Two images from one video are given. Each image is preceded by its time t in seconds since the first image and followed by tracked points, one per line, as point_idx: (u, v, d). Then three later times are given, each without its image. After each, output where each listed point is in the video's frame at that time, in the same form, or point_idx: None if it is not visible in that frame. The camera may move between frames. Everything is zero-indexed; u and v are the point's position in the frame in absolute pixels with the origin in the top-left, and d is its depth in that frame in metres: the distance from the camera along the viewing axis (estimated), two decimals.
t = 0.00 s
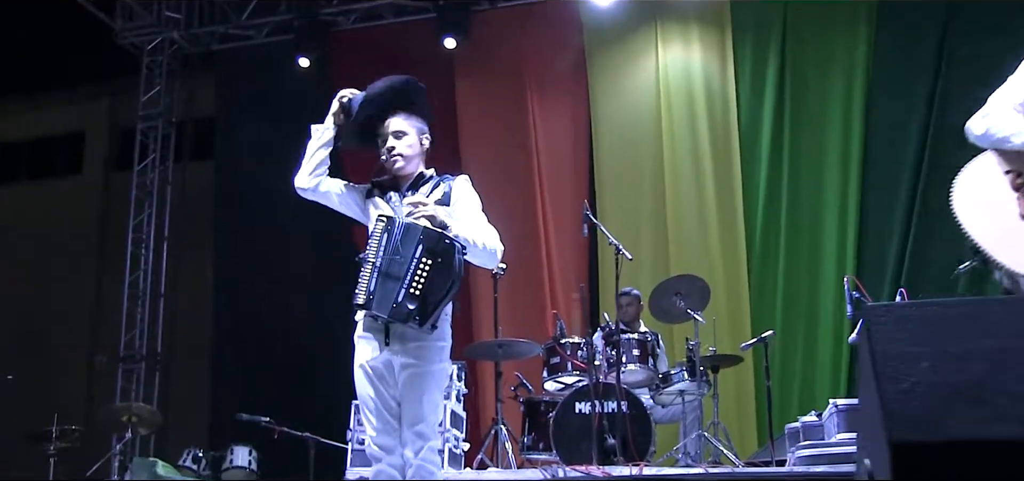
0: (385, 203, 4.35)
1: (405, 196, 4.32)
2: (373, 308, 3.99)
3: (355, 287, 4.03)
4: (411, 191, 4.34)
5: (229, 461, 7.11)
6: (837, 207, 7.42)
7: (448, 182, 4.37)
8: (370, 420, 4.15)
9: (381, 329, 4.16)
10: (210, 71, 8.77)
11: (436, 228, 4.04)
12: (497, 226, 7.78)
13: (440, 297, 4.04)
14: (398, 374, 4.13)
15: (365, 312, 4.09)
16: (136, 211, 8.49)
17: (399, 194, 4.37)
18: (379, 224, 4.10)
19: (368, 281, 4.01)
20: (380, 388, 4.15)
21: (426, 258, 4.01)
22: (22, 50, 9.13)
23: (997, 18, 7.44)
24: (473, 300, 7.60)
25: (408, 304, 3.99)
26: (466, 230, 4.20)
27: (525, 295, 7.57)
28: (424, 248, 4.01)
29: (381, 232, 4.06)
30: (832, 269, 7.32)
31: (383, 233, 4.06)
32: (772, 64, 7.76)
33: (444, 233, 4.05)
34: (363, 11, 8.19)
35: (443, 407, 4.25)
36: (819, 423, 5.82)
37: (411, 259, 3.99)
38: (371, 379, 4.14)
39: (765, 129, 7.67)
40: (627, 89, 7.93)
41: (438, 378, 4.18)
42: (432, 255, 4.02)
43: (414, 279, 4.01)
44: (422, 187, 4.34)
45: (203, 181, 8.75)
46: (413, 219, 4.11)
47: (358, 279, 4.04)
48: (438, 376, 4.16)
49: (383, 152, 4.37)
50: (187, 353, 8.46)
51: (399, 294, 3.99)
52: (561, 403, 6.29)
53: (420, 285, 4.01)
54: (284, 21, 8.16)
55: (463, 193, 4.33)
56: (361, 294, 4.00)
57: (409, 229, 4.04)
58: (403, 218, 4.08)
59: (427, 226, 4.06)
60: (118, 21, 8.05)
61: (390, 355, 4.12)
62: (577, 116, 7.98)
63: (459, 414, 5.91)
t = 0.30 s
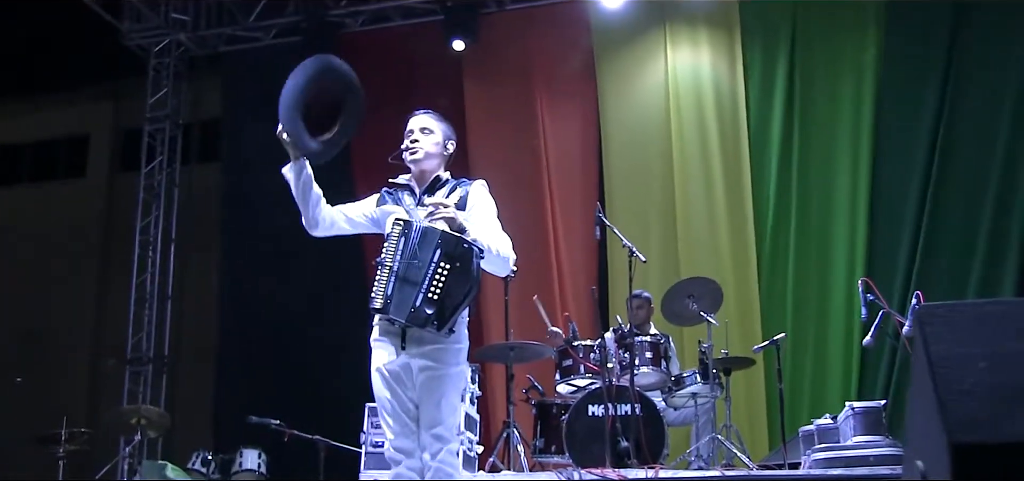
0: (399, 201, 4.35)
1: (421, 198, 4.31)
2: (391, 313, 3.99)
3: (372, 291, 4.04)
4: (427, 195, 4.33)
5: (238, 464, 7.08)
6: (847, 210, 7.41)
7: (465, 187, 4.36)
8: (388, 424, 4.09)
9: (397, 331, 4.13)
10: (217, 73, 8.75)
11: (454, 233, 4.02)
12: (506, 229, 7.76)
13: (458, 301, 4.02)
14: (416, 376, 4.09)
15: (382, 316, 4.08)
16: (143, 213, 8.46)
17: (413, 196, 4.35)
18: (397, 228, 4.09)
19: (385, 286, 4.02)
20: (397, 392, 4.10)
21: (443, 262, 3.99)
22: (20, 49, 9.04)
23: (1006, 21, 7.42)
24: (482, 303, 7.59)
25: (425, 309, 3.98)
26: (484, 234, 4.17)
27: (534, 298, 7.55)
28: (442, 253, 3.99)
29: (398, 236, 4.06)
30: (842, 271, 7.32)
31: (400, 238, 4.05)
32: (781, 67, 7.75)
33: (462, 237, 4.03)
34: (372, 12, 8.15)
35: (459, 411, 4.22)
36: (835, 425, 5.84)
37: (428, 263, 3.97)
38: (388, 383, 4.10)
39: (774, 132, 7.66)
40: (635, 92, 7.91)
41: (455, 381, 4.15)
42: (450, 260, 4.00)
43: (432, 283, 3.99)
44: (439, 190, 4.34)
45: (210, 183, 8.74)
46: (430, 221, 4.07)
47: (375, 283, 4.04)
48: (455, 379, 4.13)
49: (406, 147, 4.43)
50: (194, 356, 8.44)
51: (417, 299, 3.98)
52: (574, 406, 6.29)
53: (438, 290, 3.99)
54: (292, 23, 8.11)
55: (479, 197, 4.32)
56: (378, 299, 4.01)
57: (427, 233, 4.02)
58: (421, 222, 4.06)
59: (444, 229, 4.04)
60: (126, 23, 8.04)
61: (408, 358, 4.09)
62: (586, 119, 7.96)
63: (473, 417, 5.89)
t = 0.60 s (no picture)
0: (414, 208, 4.29)
1: (438, 206, 4.28)
2: (416, 323, 3.93)
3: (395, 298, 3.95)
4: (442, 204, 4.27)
5: (248, 467, 7.07)
6: (857, 213, 7.40)
7: (480, 190, 4.33)
8: (408, 425, 4.01)
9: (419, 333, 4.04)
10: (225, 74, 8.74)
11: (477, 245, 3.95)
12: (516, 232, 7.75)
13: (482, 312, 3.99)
14: (437, 378, 4.01)
15: (406, 323, 3.98)
16: (151, 214, 8.45)
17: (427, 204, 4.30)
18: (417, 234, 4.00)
19: (409, 294, 3.94)
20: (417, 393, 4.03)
21: (469, 273, 3.94)
22: (25, 50, 9.01)
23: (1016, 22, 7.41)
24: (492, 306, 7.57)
25: (451, 319, 3.95)
26: (502, 238, 4.13)
27: (545, 301, 7.53)
28: (466, 264, 3.94)
29: (420, 245, 3.96)
30: (852, 274, 7.30)
31: (422, 247, 3.96)
32: (791, 70, 7.73)
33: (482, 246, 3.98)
34: (381, 14, 8.13)
35: (478, 409, 4.16)
36: (850, 429, 5.84)
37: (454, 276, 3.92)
38: (408, 384, 4.02)
39: (785, 135, 7.65)
40: (645, 94, 7.91)
41: (476, 381, 4.08)
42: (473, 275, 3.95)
43: (457, 294, 3.95)
44: (455, 197, 4.30)
45: (219, 184, 8.72)
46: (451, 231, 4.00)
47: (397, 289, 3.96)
48: (475, 380, 4.05)
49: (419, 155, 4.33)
50: (202, 358, 8.42)
51: (443, 312, 3.94)
52: (587, 409, 6.27)
53: (464, 301, 3.95)
54: (300, 24, 8.09)
55: (495, 201, 4.31)
56: (402, 308, 3.93)
57: (450, 244, 3.95)
58: (444, 232, 3.97)
59: (467, 240, 3.98)
60: (134, 23, 8.01)
61: (429, 360, 4.00)
62: (596, 122, 7.95)
63: (487, 419, 5.89)
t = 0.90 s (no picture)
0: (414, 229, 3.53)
1: (450, 229, 3.52)
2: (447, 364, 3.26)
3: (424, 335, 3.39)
4: (446, 231, 3.52)
5: (253, 468, 7.05)
6: (864, 216, 7.40)
7: (485, 193, 3.59)
8: (428, 427, 3.51)
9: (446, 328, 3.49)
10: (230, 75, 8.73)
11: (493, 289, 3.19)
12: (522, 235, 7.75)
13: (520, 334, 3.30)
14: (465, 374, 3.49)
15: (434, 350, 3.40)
16: (155, 215, 8.43)
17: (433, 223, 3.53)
18: (434, 283, 3.31)
19: (438, 336, 3.28)
20: (440, 393, 3.52)
21: (494, 314, 3.20)
22: (28, 50, 8.99)
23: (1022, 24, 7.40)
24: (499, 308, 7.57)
25: (485, 360, 3.21)
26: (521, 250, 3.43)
27: (552, 303, 7.53)
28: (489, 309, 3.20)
29: (439, 293, 3.28)
30: (859, 277, 7.31)
31: (442, 294, 3.28)
32: (798, 71, 7.72)
33: (496, 290, 3.20)
34: (387, 14, 8.11)
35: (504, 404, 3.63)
36: (859, 431, 5.86)
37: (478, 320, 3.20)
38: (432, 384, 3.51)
39: (792, 138, 7.65)
40: (652, 97, 7.90)
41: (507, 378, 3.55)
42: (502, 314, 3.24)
43: (487, 336, 3.21)
44: (461, 209, 3.54)
45: (224, 185, 8.72)
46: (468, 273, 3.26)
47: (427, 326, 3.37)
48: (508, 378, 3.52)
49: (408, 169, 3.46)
50: (206, 357, 8.41)
51: (474, 354, 3.21)
52: (596, 411, 6.26)
53: (494, 341, 3.21)
54: (306, 25, 8.08)
55: (505, 201, 3.59)
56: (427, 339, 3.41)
57: (467, 289, 3.23)
58: (457, 276, 3.26)
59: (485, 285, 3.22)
60: (139, 24, 7.98)
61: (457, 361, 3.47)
62: (602, 124, 7.94)
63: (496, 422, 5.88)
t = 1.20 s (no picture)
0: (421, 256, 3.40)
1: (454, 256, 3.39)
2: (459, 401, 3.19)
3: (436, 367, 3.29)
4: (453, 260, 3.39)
5: (252, 469, 7.03)
6: (864, 217, 7.40)
7: (490, 213, 3.43)
8: (440, 424, 3.33)
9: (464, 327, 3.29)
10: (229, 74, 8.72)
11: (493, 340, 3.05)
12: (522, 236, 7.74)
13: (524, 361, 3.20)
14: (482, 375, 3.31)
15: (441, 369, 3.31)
16: (153, 215, 8.42)
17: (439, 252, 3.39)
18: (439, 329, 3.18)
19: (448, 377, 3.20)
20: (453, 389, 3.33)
21: (495, 366, 3.08)
22: (28, 50, 8.96)
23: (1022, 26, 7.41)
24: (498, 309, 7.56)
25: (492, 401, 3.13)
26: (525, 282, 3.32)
27: (552, 305, 7.52)
28: (490, 363, 3.08)
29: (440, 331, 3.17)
30: (859, 277, 7.31)
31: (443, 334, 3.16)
32: (798, 72, 7.72)
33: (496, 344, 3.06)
34: (387, 14, 8.10)
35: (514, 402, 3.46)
36: (863, 432, 5.86)
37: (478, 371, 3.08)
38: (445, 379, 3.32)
39: (792, 139, 7.65)
40: (651, 98, 7.90)
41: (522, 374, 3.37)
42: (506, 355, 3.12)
43: (491, 383, 3.10)
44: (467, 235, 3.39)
45: (223, 184, 8.72)
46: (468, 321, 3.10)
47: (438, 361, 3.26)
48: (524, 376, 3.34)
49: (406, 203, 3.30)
50: (204, 357, 8.40)
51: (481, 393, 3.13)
52: (597, 412, 6.25)
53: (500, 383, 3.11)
54: (306, 26, 8.07)
55: (512, 219, 3.44)
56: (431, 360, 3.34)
57: (464, 342, 3.10)
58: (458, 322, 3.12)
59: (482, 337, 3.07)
60: (138, 24, 7.96)
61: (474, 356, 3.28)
62: (602, 125, 7.93)
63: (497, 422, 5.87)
